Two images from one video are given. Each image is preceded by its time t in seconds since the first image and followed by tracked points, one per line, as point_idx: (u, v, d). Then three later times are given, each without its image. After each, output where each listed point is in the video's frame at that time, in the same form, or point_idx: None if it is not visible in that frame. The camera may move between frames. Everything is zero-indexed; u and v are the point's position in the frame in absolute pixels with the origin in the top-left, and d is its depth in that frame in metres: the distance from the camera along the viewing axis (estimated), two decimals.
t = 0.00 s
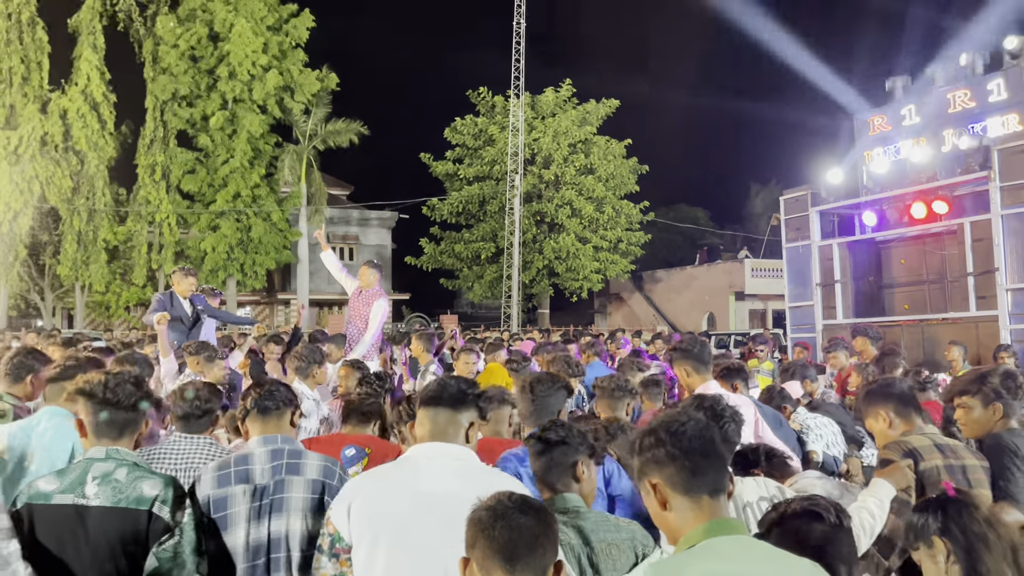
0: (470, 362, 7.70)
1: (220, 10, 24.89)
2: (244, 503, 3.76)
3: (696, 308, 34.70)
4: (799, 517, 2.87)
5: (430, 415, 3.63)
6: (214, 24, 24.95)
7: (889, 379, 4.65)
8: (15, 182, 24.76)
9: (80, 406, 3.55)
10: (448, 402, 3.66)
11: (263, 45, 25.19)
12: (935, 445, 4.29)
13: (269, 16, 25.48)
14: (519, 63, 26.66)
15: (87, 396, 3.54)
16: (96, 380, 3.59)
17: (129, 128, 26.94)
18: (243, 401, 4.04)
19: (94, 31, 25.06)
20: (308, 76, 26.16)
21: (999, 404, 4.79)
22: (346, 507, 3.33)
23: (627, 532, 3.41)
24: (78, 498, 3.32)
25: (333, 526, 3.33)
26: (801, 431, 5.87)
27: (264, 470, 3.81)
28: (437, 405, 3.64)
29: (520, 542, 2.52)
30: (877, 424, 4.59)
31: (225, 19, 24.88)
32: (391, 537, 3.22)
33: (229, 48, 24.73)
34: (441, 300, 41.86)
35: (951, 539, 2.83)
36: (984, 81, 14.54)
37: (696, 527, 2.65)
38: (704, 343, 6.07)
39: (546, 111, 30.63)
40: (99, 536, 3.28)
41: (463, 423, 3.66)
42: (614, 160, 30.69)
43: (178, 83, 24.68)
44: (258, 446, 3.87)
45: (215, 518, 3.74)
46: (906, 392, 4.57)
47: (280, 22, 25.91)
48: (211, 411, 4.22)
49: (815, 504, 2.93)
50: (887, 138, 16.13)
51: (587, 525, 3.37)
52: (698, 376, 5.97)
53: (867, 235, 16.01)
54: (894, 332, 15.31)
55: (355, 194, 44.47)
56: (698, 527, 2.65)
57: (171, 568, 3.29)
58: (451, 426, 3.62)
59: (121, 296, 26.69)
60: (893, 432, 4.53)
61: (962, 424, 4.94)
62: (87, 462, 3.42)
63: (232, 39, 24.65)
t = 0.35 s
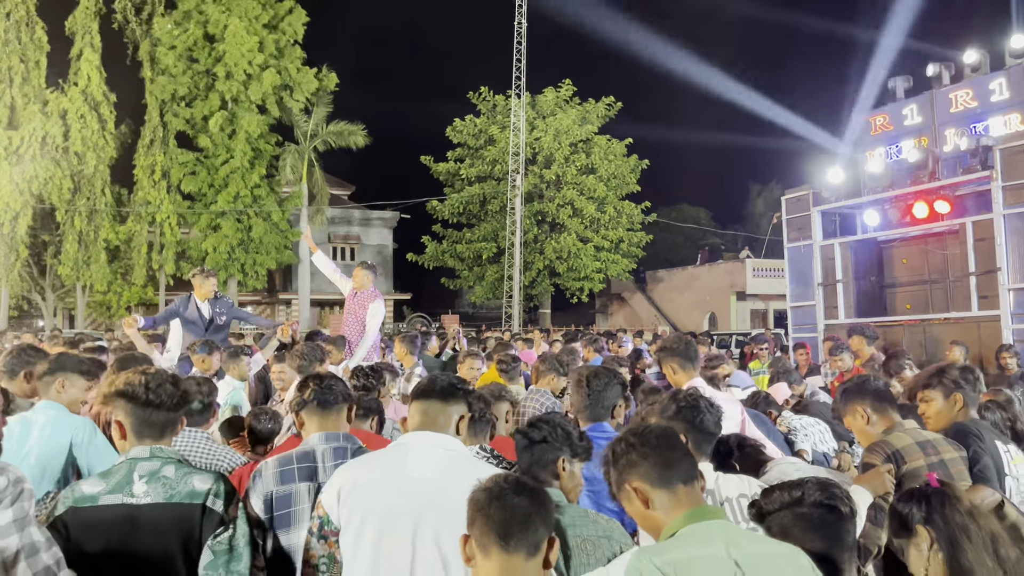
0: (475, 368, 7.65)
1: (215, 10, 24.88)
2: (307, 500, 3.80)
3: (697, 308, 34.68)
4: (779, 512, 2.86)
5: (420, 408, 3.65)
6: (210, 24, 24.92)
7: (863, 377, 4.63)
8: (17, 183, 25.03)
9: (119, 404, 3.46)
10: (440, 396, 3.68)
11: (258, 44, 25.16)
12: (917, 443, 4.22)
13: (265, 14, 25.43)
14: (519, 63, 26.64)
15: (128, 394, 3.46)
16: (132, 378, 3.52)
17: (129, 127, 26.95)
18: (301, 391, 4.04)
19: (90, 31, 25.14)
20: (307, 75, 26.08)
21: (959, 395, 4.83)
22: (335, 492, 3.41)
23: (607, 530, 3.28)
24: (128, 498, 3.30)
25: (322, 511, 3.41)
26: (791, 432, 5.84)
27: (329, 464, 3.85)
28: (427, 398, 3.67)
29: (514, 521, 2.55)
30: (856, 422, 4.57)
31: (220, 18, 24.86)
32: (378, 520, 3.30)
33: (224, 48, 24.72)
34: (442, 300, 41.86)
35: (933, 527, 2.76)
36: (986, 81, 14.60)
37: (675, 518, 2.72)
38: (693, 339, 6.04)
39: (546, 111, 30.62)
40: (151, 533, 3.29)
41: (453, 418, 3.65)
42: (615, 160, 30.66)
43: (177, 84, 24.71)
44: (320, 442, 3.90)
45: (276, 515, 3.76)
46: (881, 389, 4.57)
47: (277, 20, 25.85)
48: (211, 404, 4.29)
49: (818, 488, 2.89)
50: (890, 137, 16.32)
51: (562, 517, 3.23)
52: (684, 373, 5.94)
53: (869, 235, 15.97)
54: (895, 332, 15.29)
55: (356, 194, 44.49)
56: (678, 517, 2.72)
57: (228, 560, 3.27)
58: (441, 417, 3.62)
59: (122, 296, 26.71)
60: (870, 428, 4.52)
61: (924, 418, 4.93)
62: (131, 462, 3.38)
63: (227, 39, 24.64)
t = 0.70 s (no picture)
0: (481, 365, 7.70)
1: (208, 11, 24.83)
2: (327, 496, 3.85)
3: (697, 306, 34.71)
4: (861, 496, 2.84)
5: (440, 413, 3.69)
6: (204, 25, 24.86)
7: (893, 370, 4.56)
8: (15, 183, 24.95)
9: (142, 413, 3.49)
10: (451, 402, 3.69)
11: (253, 43, 25.10)
12: (949, 444, 4.16)
13: (259, 13, 25.38)
14: (518, 61, 26.63)
15: (148, 402, 3.49)
16: (152, 384, 3.54)
17: (128, 127, 26.91)
18: (319, 392, 4.16)
19: (86, 31, 25.07)
20: (303, 73, 26.03)
21: (971, 393, 4.84)
22: (365, 495, 3.39)
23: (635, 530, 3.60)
24: (150, 502, 3.32)
25: (353, 516, 3.39)
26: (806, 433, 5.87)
27: (349, 463, 3.92)
28: (441, 404, 3.70)
29: (574, 522, 2.64)
30: (883, 416, 4.48)
31: (214, 19, 24.78)
32: (408, 523, 3.28)
33: (218, 48, 24.66)
34: (442, 299, 41.85)
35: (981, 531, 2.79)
36: (985, 77, 14.60)
37: (734, 509, 2.72)
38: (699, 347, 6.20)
39: (545, 110, 30.63)
40: (174, 539, 3.30)
41: (463, 424, 3.69)
42: (615, 158, 30.66)
43: (174, 84, 24.68)
44: (340, 442, 3.99)
45: (297, 510, 3.80)
46: (912, 382, 4.49)
47: (274, 19, 25.82)
48: (232, 412, 4.40)
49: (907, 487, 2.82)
50: (889, 133, 16.43)
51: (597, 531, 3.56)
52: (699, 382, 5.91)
53: (869, 233, 15.87)
54: (896, 330, 15.29)
55: (355, 193, 44.48)
56: (739, 507, 2.70)
57: (250, 566, 3.31)
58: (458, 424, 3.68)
59: (123, 296, 26.67)
60: (898, 423, 4.43)
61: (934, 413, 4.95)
62: (153, 467, 3.39)
63: (220, 39, 24.58)
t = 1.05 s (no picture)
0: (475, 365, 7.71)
1: (203, 11, 24.89)
2: (322, 491, 3.84)
3: (697, 303, 34.72)
4: (933, 488, 2.81)
5: (501, 419, 3.50)
6: (202, 24, 24.84)
7: (941, 373, 4.53)
8: (14, 183, 24.96)
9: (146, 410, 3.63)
10: (516, 411, 3.49)
11: (251, 42, 25.11)
12: (1007, 446, 4.13)
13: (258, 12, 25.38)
14: (516, 59, 26.60)
15: (158, 405, 3.57)
16: (160, 387, 3.64)
17: (126, 127, 26.89)
18: (309, 395, 4.18)
19: (84, 31, 25.07)
20: (302, 72, 26.03)
21: None
22: (436, 505, 3.22)
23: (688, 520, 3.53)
24: (157, 498, 3.39)
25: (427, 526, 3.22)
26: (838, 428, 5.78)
27: (341, 458, 3.91)
28: (504, 411, 3.49)
29: (686, 527, 2.57)
30: (934, 420, 4.47)
31: (212, 18, 24.76)
32: (486, 528, 3.11)
33: (214, 47, 24.65)
34: (441, 297, 41.81)
35: None
36: (983, 72, 14.57)
37: (835, 512, 2.72)
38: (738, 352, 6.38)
39: (544, 107, 30.63)
40: (180, 537, 3.36)
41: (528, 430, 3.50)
42: (613, 155, 30.65)
43: (172, 84, 24.69)
44: (333, 437, 3.97)
45: (294, 506, 3.81)
46: (960, 385, 4.47)
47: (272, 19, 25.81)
48: (274, 417, 4.48)
49: (969, 473, 2.84)
50: (887, 129, 16.37)
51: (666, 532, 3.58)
52: (728, 384, 6.25)
53: (867, 227, 15.84)
54: (895, 325, 15.29)
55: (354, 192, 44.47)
56: (837, 508, 2.72)
57: (254, 563, 3.39)
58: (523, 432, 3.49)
59: (122, 296, 26.67)
60: (948, 428, 4.43)
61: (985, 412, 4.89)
62: (159, 463, 3.46)
63: (216, 38, 24.58)
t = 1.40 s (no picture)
0: (470, 357, 7.69)
1: (204, 8, 24.86)
2: (332, 487, 3.86)
3: (697, 298, 34.71)
4: (974, 476, 2.90)
5: (524, 417, 3.42)
6: (202, 22, 24.80)
7: (943, 371, 4.60)
8: (13, 182, 24.98)
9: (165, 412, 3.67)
10: (537, 409, 3.42)
11: (252, 40, 25.08)
12: (1005, 442, 4.18)
13: (258, 10, 25.33)
14: (515, 56, 26.55)
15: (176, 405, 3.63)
16: (175, 386, 3.68)
17: (125, 126, 26.88)
18: (316, 388, 4.18)
19: (83, 31, 25.06)
20: (301, 70, 25.99)
21: None
22: (456, 504, 3.19)
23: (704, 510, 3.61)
24: (171, 489, 3.40)
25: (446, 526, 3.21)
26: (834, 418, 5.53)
27: (350, 454, 3.92)
28: (527, 410, 3.41)
29: (722, 520, 2.70)
30: (938, 416, 4.50)
31: (211, 16, 24.72)
32: (499, 534, 3.08)
33: (215, 44, 24.63)
34: (442, 294, 41.83)
35: None
36: (981, 65, 14.48)
37: (851, 499, 2.70)
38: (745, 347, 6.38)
39: (543, 103, 30.59)
40: (192, 527, 3.37)
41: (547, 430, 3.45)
42: (613, 151, 30.61)
43: (171, 82, 24.67)
44: (341, 433, 3.99)
45: (305, 503, 3.84)
46: (961, 382, 4.54)
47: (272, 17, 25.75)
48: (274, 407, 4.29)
49: (1011, 466, 2.91)
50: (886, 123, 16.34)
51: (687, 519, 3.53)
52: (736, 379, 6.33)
53: (867, 223, 15.90)
54: (894, 319, 15.27)
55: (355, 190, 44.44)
56: (852, 498, 2.70)
57: (271, 553, 3.38)
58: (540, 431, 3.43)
59: (122, 294, 26.69)
60: (949, 424, 4.47)
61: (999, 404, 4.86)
62: (173, 455, 3.48)
63: (218, 35, 24.54)
